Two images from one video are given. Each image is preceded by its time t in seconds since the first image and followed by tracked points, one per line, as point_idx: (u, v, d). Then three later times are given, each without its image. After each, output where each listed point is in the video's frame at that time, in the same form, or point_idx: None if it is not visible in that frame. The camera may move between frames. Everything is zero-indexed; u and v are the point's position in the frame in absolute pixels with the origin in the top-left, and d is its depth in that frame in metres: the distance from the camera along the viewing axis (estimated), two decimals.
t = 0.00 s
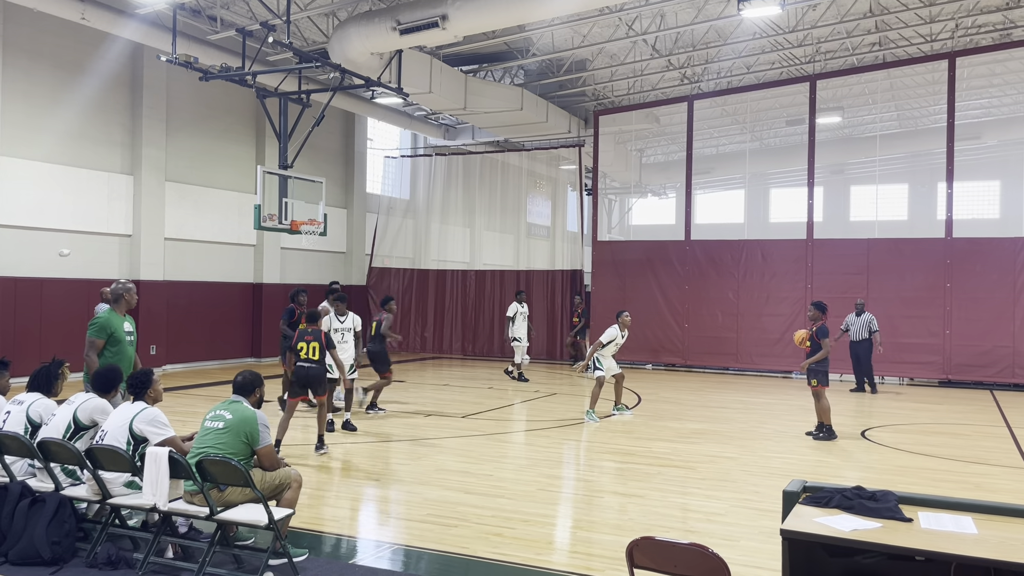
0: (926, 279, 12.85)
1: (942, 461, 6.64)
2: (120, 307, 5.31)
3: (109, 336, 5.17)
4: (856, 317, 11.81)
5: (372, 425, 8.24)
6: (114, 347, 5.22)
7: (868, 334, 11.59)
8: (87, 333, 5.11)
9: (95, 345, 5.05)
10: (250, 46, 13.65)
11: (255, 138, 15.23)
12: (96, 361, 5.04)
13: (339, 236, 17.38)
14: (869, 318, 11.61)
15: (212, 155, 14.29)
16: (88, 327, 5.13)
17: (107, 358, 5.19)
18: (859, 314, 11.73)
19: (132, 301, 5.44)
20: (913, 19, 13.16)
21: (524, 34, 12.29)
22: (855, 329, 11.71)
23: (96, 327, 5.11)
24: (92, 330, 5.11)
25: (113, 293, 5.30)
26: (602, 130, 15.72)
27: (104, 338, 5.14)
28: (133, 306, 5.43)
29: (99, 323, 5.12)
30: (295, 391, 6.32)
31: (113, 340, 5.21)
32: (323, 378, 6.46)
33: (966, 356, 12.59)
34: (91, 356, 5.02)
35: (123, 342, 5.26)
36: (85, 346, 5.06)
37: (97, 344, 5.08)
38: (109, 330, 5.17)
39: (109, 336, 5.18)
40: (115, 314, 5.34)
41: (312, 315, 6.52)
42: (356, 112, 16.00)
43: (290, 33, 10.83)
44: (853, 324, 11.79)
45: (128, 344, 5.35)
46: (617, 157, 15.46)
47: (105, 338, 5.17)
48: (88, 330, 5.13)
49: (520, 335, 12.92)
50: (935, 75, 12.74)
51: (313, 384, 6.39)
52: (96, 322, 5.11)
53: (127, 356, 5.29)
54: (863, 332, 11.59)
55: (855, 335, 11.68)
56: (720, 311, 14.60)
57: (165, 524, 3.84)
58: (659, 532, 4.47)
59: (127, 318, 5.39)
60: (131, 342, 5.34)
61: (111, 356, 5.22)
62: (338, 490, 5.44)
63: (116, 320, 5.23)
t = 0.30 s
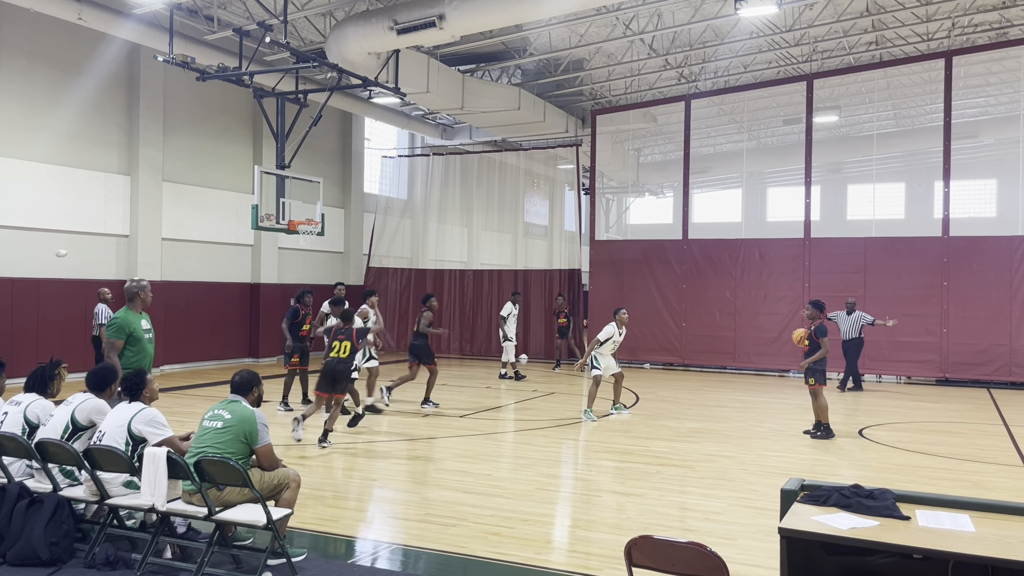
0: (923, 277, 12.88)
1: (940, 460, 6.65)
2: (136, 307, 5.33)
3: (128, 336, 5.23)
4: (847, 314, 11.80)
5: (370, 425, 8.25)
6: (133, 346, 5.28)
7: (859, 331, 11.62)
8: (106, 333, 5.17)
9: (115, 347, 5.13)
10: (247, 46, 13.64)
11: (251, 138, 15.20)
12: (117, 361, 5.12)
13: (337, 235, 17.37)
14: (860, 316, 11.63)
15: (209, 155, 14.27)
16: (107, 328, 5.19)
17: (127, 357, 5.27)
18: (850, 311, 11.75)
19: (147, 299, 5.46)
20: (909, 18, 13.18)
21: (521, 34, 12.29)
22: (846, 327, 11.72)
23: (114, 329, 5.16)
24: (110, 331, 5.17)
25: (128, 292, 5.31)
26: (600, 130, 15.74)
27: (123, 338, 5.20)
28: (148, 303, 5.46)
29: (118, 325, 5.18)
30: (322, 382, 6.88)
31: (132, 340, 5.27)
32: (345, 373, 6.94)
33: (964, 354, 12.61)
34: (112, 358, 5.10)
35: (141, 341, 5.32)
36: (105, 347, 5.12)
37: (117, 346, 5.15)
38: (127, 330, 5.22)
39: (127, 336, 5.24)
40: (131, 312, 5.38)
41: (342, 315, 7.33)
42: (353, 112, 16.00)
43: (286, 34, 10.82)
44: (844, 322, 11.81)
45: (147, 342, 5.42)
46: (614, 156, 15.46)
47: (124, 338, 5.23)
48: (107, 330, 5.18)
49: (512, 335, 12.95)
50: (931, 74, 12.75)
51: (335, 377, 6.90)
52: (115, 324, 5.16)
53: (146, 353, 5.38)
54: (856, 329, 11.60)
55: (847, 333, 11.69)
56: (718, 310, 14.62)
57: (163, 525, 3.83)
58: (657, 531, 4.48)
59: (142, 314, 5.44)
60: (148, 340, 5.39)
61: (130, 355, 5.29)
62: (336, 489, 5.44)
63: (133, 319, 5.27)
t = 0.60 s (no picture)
0: (918, 276, 12.92)
1: (935, 458, 6.67)
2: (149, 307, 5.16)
3: (145, 336, 5.06)
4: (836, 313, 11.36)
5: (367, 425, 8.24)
6: (150, 347, 5.10)
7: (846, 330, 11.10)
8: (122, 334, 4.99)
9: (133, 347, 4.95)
10: (242, 45, 13.62)
11: (247, 138, 15.16)
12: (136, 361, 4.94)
13: (333, 235, 17.33)
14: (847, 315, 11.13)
15: (204, 155, 14.24)
16: (123, 329, 5.01)
17: (145, 358, 5.08)
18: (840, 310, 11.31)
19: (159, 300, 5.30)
20: (904, 18, 13.21)
21: (517, 33, 12.29)
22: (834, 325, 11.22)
23: (131, 328, 4.99)
24: (127, 331, 4.99)
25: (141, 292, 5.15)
26: (595, 129, 15.75)
27: (140, 338, 5.03)
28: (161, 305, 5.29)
29: (134, 324, 5.00)
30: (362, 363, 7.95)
31: (149, 340, 5.10)
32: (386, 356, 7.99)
33: (959, 353, 12.65)
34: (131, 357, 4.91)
35: (158, 341, 5.15)
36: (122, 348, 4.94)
37: (134, 345, 4.97)
38: (144, 330, 5.05)
39: (144, 336, 5.06)
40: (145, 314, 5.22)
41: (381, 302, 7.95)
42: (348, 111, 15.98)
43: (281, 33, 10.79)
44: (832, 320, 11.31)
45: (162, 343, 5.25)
46: (610, 155, 15.47)
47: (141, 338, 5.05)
48: (123, 331, 5.01)
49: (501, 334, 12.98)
50: (926, 73, 12.78)
51: (376, 358, 7.85)
52: (131, 323, 4.99)
53: (162, 355, 5.19)
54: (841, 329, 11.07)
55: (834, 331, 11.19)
56: (713, 310, 14.64)
57: (158, 526, 3.82)
58: (654, 530, 4.48)
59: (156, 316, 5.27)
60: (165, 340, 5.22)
61: (147, 357, 5.10)
62: (332, 489, 5.43)
63: (148, 319, 5.11)
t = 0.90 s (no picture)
0: (913, 276, 12.96)
1: (930, 458, 6.69)
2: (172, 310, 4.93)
3: (167, 339, 4.81)
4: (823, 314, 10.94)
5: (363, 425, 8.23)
6: (171, 350, 4.86)
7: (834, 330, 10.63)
8: (144, 334, 4.76)
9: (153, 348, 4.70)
10: (238, 46, 13.60)
11: (242, 138, 15.13)
12: (156, 362, 4.69)
13: (328, 235, 17.31)
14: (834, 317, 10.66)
15: (200, 156, 14.21)
16: (145, 330, 4.78)
17: (166, 361, 4.83)
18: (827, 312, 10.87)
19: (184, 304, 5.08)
20: (899, 18, 13.24)
21: (512, 34, 12.29)
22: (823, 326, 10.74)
23: (153, 329, 4.76)
24: (149, 332, 4.76)
25: (164, 294, 4.94)
26: (591, 130, 15.76)
27: (162, 340, 4.78)
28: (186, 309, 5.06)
29: (157, 324, 4.77)
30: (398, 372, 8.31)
31: (171, 342, 4.86)
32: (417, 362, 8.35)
33: (954, 353, 12.70)
34: (151, 359, 4.66)
35: (181, 344, 4.91)
36: (144, 348, 4.70)
37: (155, 346, 4.74)
38: (166, 332, 4.81)
39: (166, 338, 4.82)
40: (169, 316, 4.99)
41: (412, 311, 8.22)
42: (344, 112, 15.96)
43: (276, 34, 10.75)
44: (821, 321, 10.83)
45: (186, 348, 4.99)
46: (605, 156, 15.49)
47: (164, 340, 4.81)
48: (145, 331, 4.77)
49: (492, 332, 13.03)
50: (921, 74, 12.83)
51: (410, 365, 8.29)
52: (154, 324, 4.76)
53: (185, 360, 4.93)
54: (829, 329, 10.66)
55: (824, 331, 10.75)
56: (708, 310, 14.67)
57: (154, 527, 3.81)
58: (650, 530, 4.48)
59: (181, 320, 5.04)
60: (187, 344, 4.98)
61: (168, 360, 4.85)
62: (328, 490, 5.42)
63: (172, 321, 4.88)
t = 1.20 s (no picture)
0: (906, 277, 13.01)
1: (923, 458, 6.72)
2: (190, 309, 4.88)
3: (184, 339, 4.77)
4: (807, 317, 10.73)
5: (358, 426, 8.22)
6: (188, 350, 4.82)
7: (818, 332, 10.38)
8: (162, 333, 4.73)
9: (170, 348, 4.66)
10: (232, 46, 13.57)
11: (236, 139, 15.09)
12: (172, 363, 4.66)
13: (323, 236, 17.28)
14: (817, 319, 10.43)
15: (194, 156, 14.17)
16: (163, 328, 4.73)
17: (183, 361, 4.81)
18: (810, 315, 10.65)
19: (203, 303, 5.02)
20: (892, 20, 13.29)
21: (507, 35, 12.29)
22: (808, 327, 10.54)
23: (171, 328, 4.71)
24: (167, 331, 4.71)
25: (185, 293, 4.90)
26: (586, 130, 15.77)
27: (179, 340, 4.74)
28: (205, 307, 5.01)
29: (174, 324, 4.72)
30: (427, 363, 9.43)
31: (188, 342, 4.82)
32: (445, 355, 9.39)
33: (947, 353, 12.75)
34: (167, 359, 4.62)
35: (198, 344, 4.87)
36: (160, 347, 4.67)
37: (172, 346, 4.70)
38: (184, 332, 4.76)
39: (184, 338, 4.78)
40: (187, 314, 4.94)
41: (437, 311, 9.13)
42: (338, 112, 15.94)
43: (271, 34, 10.71)
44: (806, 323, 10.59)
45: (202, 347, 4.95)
46: (600, 157, 15.50)
47: (181, 340, 4.76)
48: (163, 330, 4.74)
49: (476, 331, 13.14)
50: (914, 75, 12.90)
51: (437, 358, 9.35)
52: (172, 323, 4.71)
53: (201, 360, 4.90)
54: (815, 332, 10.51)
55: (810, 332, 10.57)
56: (702, 310, 14.70)
57: (148, 528, 3.79)
58: (644, 530, 4.49)
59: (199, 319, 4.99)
60: (204, 344, 4.94)
61: (184, 359, 4.82)
62: (322, 491, 5.41)
63: (191, 321, 4.82)
